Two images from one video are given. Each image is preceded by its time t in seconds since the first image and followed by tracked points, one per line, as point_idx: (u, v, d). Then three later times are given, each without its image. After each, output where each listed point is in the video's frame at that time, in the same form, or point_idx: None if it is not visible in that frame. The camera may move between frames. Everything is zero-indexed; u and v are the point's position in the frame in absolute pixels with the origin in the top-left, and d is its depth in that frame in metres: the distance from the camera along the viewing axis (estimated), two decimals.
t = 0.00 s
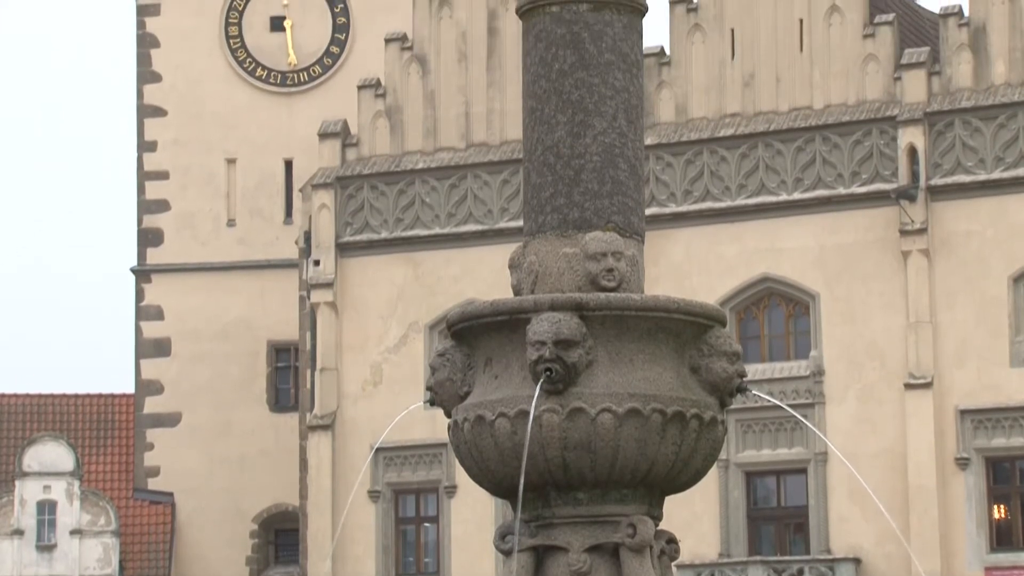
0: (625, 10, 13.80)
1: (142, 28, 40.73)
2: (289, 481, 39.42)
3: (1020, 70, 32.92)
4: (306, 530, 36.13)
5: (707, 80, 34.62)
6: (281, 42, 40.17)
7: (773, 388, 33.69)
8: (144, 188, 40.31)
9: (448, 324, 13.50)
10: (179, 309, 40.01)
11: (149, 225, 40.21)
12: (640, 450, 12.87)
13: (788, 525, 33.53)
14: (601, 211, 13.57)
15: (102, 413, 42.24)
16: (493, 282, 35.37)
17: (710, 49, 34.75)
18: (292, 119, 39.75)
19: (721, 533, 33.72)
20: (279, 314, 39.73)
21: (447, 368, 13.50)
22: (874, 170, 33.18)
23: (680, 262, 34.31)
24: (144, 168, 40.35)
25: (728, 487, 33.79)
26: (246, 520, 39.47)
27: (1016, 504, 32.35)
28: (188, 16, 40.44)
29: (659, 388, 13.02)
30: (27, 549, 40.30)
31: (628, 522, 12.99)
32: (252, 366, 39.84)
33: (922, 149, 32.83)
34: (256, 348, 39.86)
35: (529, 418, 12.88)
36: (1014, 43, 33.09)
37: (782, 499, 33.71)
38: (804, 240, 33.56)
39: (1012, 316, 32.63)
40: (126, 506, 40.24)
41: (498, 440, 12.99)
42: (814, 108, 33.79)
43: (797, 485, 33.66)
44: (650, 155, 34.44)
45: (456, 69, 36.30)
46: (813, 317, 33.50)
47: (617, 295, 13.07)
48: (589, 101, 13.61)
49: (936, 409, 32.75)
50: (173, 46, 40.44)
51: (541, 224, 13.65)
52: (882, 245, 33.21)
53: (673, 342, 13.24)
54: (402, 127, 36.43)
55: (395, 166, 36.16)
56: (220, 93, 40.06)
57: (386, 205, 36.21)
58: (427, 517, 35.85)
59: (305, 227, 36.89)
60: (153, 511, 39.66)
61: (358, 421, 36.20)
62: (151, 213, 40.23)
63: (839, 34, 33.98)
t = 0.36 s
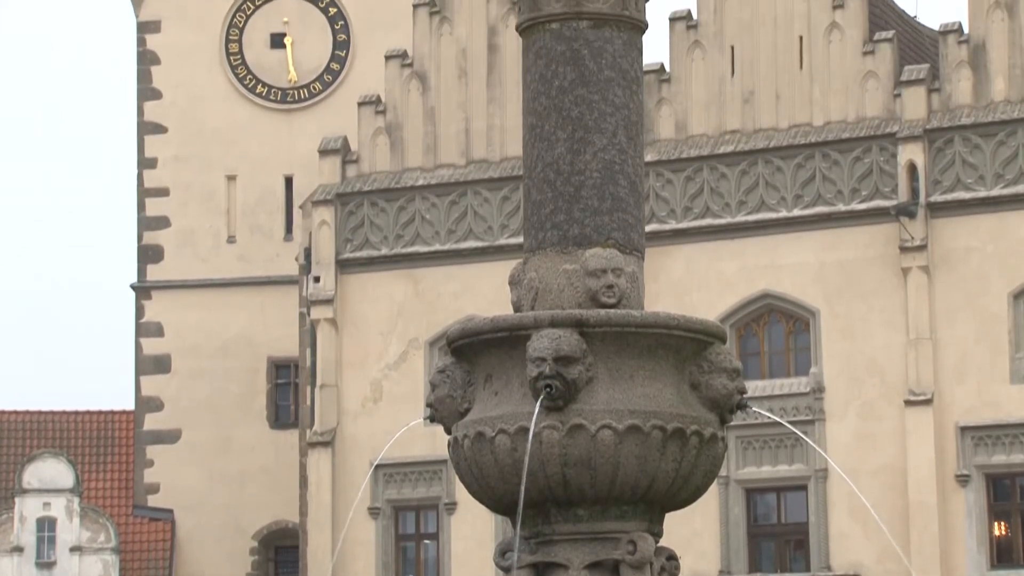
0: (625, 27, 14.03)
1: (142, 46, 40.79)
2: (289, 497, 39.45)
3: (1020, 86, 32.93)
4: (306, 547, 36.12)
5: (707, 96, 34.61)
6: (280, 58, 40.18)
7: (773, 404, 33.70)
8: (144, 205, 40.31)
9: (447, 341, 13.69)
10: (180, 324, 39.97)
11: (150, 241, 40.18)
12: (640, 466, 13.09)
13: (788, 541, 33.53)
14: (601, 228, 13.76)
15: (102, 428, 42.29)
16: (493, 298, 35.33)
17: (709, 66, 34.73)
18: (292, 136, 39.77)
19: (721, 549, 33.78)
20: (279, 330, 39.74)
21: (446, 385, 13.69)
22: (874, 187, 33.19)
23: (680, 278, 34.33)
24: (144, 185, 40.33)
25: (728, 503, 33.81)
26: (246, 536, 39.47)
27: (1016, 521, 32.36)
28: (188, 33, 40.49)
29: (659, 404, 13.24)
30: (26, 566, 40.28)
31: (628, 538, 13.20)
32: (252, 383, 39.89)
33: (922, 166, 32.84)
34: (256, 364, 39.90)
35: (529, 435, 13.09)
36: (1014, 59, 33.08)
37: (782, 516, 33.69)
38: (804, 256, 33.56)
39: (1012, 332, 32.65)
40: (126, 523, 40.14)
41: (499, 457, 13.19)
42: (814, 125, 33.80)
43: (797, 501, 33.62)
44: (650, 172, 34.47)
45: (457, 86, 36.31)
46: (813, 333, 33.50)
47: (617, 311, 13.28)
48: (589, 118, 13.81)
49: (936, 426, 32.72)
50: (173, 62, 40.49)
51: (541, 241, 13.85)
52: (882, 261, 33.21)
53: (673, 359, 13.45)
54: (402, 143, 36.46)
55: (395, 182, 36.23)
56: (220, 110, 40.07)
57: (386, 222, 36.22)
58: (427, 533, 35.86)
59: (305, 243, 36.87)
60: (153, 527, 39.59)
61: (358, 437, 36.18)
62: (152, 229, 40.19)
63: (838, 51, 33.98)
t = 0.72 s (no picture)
0: (623, 43, 14.05)
1: (142, 62, 40.79)
2: (289, 513, 39.41)
3: (1020, 103, 32.97)
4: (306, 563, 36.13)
5: (706, 112, 34.61)
6: (280, 75, 40.14)
7: (773, 421, 33.65)
8: (144, 221, 40.35)
9: (447, 357, 13.71)
10: (180, 340, 39.96)
11: (149, 257, 40.21)
12: (640, 482, 13.10)
13: (788, 558, 33.49)
14: (601, 244, 13.78)
15: (101, 444, 42.29)
16: (492, 313, 35.36)
17: (709, 82, 34.75)
18: (293, 151, 39.79)
19: (722, 566, 33.73)
20: (279, 346, 39.73)
21: (446, 401, 13.70)
22: (874, 204, 33.23)
23: (680, 294, 34.33)
24: (145, 202, 40.40)
25: (728, 519, 33.83)
26: (245, 552, 39.50)
27: (1017, 538, 32.36)
28: (188, 49, 40.49)
29: (659, 420, 13.25)
30: None
31: (628, 555, 13.20)
32: (252, 399, 39.84)
33: (922, 182, 32.87)
34: (256, 380, 39.88)
35: (529, 451, 13.11)
36: (1014, 76, 33.11)
37: (782, 533, 33.71)
38: (803, 271, 33.59)
39: (1012, 348, 32.66)
40: (126, 540, 40.16)
41: (499, 473, 13.22)
42: (814, 142, 33.83)
43: (797, 518, 33.63)
44: (650, 188, 34.48)
45: (457, 102, 36.33)
46: (813, 349, 33.52)
47: (616, 327, 13.30)
48: (589, 135, 13.83)
49: (936, 442, 32.73)
50: (174, 79, 40.47)
51: (541, 257, 13.86)
52: (882, 278, 33.21)
53: (673, 375, 13.46)
54: (402, 159, 36.45)
55: (395, 199, 36.23)
56: (220, 127, 40.14)
57: (386, 238, 36.23)
58: (427, 550, 35.83)
59: (305, 258, 36.89)
60: (153, 544, 39.59)
61: (358, 453, 36.19)
62: (151, 245, 40.21)
63: (838, 68, 34.00)
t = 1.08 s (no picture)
0: (624, 60, 14.06)
1: (142, 79, 40.76)
2: (289, 531, 39.40)
3: (1020, 120, 32.92)
4: None
5: (707, 130, 34.66)
6: (280, 92, 40.17)
7: (773, 438, 33.68)
8: (144, 238, 40.35)
9: (448, 374, 13.71)
10: (179, 357, 39.95)
11: (149, 274, 40.21)
12: (640, 499, 13.09)
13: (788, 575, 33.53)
14: (601, 261, 13.78)
15: (102, 462, 42.41)
16: (492, 330, 35.35)
17: (708, 100, 34.74)
18: (292, 168, 39.83)
19: None
20: (279, 363, 39.64)
21: (447, 418, 13.70)
22: (874, 220, 33.23)
23: (680, 311, 34.35)
24: (144, 219, 40.38)
25: (728, 537, 33.80)
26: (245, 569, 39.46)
27: (1017, 555, 32.37)
28: (188, 66, 40.46)
29: (659, 437, 13.24)
30: None
31: (628, 571, 13.16)
32: (251, 417, 39.77)
33: (922, 200, 32.87)
34: (256, 398, 39.78)
35: (529, 468, 13.11)
36: (1014, 93, 33.08)
37: (783, 550, 33.69)
38: (803, 288, 33.61)
39: (1012, 366, 32.63)
40: (125, 556, 40.28)
41: (499, 490, 13.21)
42: (814, 159, 33.82)
43: (797, 535, 33.65)
44: (650, 205, 34.50)
45: (457, 119, 36.33)
46: (813, 365, 33.52)
47: (616, 344, 13.30)
48: (589, 152, 13.83)
49: (937, 460, 32.70)
50: (174, 96, 40.44)
51: (542, 274, 13.86)
52: (882, 295, 33.20)
53: (673, 392, 13.45)
54: (402, 176, 36.47)
55: (395, 216, 36.24)
56: (221, 144, 40.13)
57: (386, 254, 36.24)
58: (427, 567, 35.82)
59: (305, 275, 36.89)
60: (152, 561, 39.76)
61: (358, 471, 36.18)
62: (152, 262, 40.24)
63: (838, 85, 34.00)
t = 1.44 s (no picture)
0: (624, 78, 14.08)
1: (143, 98, 40.76)
2: (289, 549, 39.32)
3: (1019, 139, 32.96)
4: None
5: (707, 148, 34.65)
6: (280, 110, 40.19)
7: (774, 455, 33.65)
8: (144, 256, 40.33)
9: (447, 392, 13.70)
10: (180, 375, 39.94)
11: (149, 292, 40.21)
12: (640, 517, 13.09)
13: None
14: (601, 279, 13.78)
15: (101, 479, 42.89)
16: (492, 348, 35.31)
17: (708, 118, 34.76)
18: (292, 186, 39.85)
19: None
20: (279, 381, 39.61)
21: (447, 436, 13.70)
22: (874, 238, 33.23)
23: (680, 330, 34.35)
24: (144, 237, 40.36)
25: (728, 556, 33.80)
26: None
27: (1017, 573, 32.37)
28: (189, 84, 40.49)
29: (659, 455, 13.25)
30: None
31: None
32: (251, 435, 39.73)
33: (922, 218, 32.89)
34: (256, 417, 39.77)
35: (529, 486, 13.12)
36: (1013, 111, 33.10)
37: (783, 568, 33.68)
38: (803, 307, 33.60)
39: (1012, 384, 32.65)
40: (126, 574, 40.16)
41: (499, 508, 13.22)
42: (814, 177, 33.82)
43: (797, 553, 33.63)
44: (650, 223, 34.49)
45: (457, 137, 36.35)
46: (814, 383, 33.53)
47: (616, 362, 13.31)
48: (589, 170, 13.85)
49: (937, 479, 32.70)
50: (175, 115, 40.48)
51: (541, 291, 13.86)
52: (882, 313, 33.22)
53: (673, 410, 13.46)
54: (402, 194, 36.48)
55: (395, 234, 36.23)
56: (221, 162, 40.15)
57: (386, 272, 36.25)
58: None
59: (305, 293, 36.86)
60: None
61: (358, 489, 36.21)
62: (152, 280, 40.24)
63: (838, 103, 34.01)
